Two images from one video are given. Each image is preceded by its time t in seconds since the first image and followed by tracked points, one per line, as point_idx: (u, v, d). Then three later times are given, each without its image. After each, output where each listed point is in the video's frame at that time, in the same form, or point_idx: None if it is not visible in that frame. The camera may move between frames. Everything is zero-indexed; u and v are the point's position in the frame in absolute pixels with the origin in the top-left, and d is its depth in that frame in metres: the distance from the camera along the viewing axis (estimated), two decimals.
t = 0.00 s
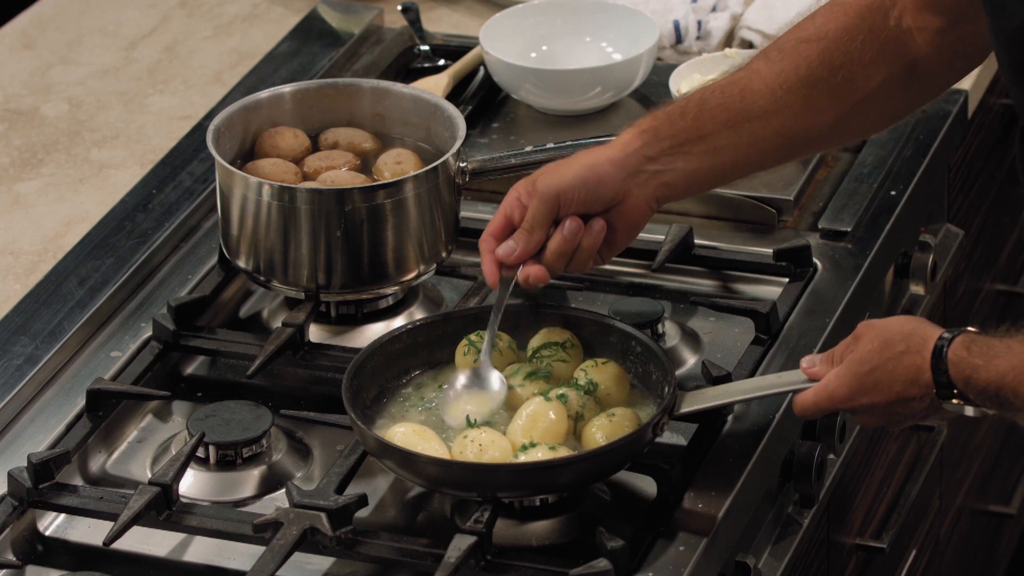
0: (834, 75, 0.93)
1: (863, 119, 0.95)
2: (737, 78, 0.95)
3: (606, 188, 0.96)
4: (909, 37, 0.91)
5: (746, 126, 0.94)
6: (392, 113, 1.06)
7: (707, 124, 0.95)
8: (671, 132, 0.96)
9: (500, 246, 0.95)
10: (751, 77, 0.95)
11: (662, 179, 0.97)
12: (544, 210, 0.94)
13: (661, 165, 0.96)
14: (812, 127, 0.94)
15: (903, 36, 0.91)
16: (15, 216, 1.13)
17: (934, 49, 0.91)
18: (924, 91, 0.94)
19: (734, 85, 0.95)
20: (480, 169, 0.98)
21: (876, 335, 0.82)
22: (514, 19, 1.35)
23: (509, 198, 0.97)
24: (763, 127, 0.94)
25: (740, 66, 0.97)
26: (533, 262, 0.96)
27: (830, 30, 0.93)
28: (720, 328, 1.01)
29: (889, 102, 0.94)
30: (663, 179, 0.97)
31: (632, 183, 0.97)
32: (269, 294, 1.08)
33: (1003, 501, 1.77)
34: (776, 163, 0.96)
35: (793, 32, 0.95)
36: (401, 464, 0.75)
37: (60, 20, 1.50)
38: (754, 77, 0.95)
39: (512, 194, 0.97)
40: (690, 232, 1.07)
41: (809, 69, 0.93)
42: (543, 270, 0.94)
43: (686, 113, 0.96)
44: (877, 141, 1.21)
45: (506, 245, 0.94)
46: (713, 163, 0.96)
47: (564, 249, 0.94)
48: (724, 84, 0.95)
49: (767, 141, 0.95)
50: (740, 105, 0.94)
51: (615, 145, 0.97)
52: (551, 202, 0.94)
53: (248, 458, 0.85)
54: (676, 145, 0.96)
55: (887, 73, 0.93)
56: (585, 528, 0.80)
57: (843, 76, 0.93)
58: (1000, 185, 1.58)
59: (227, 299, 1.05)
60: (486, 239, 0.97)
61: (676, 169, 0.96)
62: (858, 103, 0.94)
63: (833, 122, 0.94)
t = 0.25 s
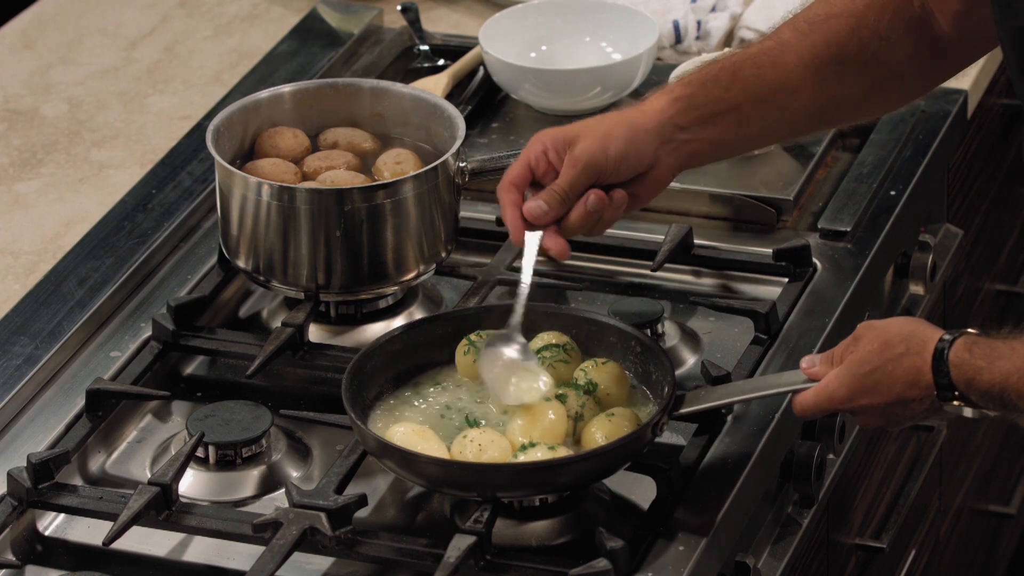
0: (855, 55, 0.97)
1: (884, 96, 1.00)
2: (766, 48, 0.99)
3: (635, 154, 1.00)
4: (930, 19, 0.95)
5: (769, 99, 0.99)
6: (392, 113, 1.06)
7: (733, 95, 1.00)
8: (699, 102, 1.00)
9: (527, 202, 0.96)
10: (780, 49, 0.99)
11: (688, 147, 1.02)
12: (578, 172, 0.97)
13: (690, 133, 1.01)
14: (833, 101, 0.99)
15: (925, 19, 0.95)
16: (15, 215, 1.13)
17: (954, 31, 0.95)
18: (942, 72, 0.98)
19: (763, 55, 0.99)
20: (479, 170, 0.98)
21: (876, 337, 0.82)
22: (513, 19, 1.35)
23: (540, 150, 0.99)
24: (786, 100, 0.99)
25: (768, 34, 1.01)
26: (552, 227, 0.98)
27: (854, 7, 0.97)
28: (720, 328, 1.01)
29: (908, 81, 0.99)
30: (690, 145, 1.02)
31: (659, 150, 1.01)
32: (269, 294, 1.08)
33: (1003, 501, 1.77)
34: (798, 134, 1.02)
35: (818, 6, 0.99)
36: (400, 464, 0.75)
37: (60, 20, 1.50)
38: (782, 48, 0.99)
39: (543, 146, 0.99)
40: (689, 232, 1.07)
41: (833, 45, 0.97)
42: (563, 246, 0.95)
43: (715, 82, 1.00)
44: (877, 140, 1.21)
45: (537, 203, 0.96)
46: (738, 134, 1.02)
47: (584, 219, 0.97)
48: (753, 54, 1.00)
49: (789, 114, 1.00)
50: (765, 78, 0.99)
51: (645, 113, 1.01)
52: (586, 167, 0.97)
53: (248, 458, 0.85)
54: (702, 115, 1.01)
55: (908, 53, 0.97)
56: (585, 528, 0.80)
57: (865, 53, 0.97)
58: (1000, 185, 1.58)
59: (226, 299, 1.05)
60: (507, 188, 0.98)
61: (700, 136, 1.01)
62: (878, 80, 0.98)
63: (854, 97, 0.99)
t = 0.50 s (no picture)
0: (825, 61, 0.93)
1: (856, 102, 0.96)
2: (734, 61, 0.94)
3: (592, 168, 0.95)
4: (903, 22, 0.92)
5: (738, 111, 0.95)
6: (391, 113, 1.06)
7: (703, 110, 0.95)
8: (667, 118, 0.95)
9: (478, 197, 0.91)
10: (749, 59, 0.94)
11: (651, 162, 0.97)
12: (532, 178, 0.92)
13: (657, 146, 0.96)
14: (803, 114, 0.95)
15: (897, 21, 0.92)
16: (15, 216, 1.13)
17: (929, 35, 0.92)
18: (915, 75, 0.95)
19: (731, 68, 0.94)
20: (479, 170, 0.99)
21: (878, 335, 0.82)
22: (513, 19, 1.35)
23: (504, 142, 0.94)
24: (758, 113, 0.95)
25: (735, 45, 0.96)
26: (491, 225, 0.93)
27: (827, 14, 0.93)
28: (719, 328, 1.01)
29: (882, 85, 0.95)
30: (656, 161, 0.97)
31: (619, 165, 0.96)
32: (268, 294, 1.08)
33: (1002, 501, 1.77)
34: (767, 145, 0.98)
35: (790, 13, 0.94)
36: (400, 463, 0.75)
37: (59, 20, 1.50)
38: (751, 60, 0.94)
39: (509, 143, 0.94)
40: (689, 232, 1.07)
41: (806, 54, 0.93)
42: (499, 250, 0.92)
43: (683, 96, 0.95)
44: (876, 140, 1.21)
45: (489, 202, 0.91)
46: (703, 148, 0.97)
47: (531, 227, 0.93)
48: (722, 66, 0.94)
49: (757, 127, 0.96)
50: (737, 91, 0.94)
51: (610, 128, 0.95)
52: (543, 177, 0.93)
53: (248, 459, 0.85)
54: (670, 132, 0.95)
55: (882, 58, 0.94)
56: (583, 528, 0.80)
57: (841, 60, 0.93)
58: (999, 185, 1.58)
59: (226, 299, 1.05)
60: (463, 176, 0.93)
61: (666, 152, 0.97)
62: (850, 87, 0.95)
63: (825, 107, 0.95)
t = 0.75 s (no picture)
0: (808, 74, 0.97)
1: (842, 116, 0.99)
2: (713, 80, 0.98)
3: (581, 191, 0.97)
4: (886, 39, 0.96)
5: (721, 124, 0.98)
6: (391, 113, 1.06)
7: (684, 122, 0.98)
8: (646, 133, 0.98)
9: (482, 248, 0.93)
10: (729, 76, 0.98)
11: (641, 181, 0.99)
12: (530, 209, 0.93)
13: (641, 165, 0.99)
14: (789, 125, 0.98)
15: (882, 36, 0.96)
16: (14, 216, 1.13)
17: (910, 48, 0.96)
18: (899, 89, 0.99)
19: (711, 86, 0.98)
20: (478, 169, 0.99)
21: (882, 340, 0.82)
22: (512, 19, 1.35)
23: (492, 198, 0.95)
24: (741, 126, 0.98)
25: (718, 67, 1.01)
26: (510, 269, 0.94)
27: (807, 31, 0.97)
28: (719, 328, 1.01)
29: (867, 98, 0.99)
30: (644, 178, 0.99)
31: (609, 185, 0.98)
32: (268, 294, 1.08)
33: (1001, 502, 1.77)
34: (756, 161, 1.00)
35: (769, 35, 1.00)
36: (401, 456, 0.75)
37: (59, 20, 1.50)
38: (730, 77, 0.98)
39: (496, 194, 0.95)
40: (689, 232, 1.07)
41: (786, 69, 0.97)
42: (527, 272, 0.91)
43: (664, 113, 0.99)
44: (876, 140, 1.20)
45: (492, 246, 0.92)
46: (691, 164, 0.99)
47: (544, 254, 0.94)
48: (702, 84, 0.99)
49: (744, 140, 0.98)
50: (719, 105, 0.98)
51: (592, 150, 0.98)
52: (537, 205, 0.94)
53: (248, 458, 0.85)
54: (652, 147, 0.98)
55: (864, 71, 0.97)
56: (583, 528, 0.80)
57: (822, 72, 0.97)
58: (999, 185, 1.58)
59: (225, 299, 1.05)
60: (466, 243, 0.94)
61: (653, 167, 0.99)
62: (834, 99, 0.98)
63: (811, 120, 0.98)
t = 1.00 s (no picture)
0: (834, 45, 0.96)
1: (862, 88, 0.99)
2: (740, 38, 0.97)
3: (602, 142, 0.97)
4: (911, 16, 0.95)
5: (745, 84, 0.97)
6: (391, 113, 1.06)
7: (708, 78, 0.97)
8: (670, 87, 0.98)
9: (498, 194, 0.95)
10: (756, 37, 0.97)
11: (660, 134, 0.99)
12: (548, 157, 0.95)
13: (662, 120, 0.99)
14: (812, 92, 0.98)
15: (907, 13, 0.95)
16: (14, 216, 1.13)
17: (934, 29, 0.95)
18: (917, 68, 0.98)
19: (736, 45, 0.97)
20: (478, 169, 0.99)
21: (876, 336, 0.82)
22: (512, 19, 1.35)
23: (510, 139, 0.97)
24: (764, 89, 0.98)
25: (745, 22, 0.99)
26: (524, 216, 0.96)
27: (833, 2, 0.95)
28: (719, 328, 1.01)
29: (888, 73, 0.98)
30: (663, 133, 0.99)
31: (629, 136, 0.98)
32: (268, 294, 1.08)
33: (1001, 502, 1.76)
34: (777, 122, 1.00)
35: None
36: (399, 459, 0.75)
37: (59, 20, 1.50)
38: (756, 38, 0.97)
39: (516, 138, 0.97)
40: (688, 232, 1.07)
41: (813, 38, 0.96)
42: (540, 221, 0.93)
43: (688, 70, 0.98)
44: (876, 140, 1.20)
45: (507, 193, 0.95)
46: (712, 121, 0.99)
47: (558, 203, 0.95)
48: (728, 42, 0.97)
49: (766, 101, 0.98)
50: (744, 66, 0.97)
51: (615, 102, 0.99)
52: (556, 153, 0.95)
53: (248, 458, 0.85)
54: (675, 99, 0.98)
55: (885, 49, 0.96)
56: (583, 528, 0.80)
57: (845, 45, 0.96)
58: (999, 184, 1.58)
59: (225, 299, 1.05)
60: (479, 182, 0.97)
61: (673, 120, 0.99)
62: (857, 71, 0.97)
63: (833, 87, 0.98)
